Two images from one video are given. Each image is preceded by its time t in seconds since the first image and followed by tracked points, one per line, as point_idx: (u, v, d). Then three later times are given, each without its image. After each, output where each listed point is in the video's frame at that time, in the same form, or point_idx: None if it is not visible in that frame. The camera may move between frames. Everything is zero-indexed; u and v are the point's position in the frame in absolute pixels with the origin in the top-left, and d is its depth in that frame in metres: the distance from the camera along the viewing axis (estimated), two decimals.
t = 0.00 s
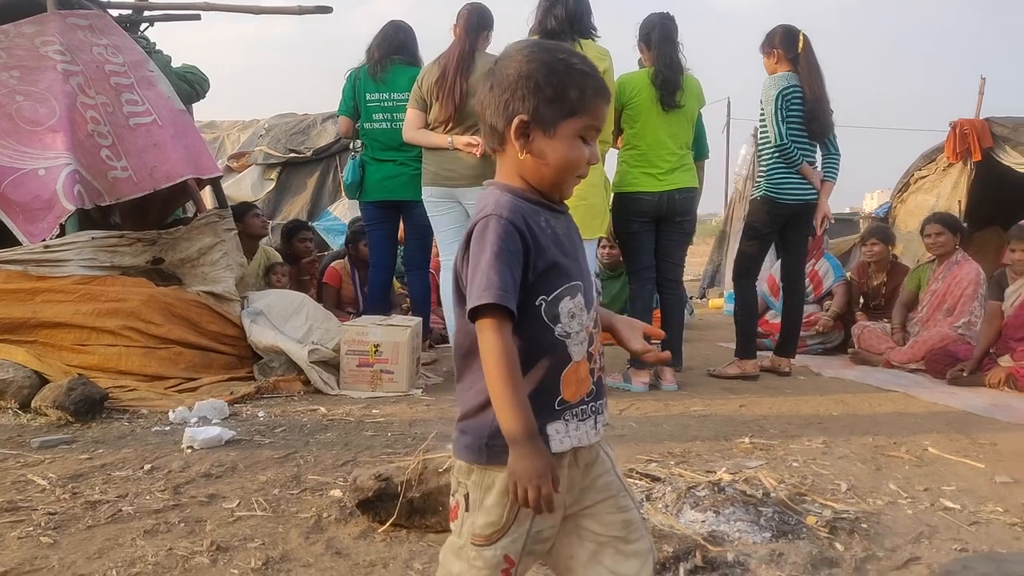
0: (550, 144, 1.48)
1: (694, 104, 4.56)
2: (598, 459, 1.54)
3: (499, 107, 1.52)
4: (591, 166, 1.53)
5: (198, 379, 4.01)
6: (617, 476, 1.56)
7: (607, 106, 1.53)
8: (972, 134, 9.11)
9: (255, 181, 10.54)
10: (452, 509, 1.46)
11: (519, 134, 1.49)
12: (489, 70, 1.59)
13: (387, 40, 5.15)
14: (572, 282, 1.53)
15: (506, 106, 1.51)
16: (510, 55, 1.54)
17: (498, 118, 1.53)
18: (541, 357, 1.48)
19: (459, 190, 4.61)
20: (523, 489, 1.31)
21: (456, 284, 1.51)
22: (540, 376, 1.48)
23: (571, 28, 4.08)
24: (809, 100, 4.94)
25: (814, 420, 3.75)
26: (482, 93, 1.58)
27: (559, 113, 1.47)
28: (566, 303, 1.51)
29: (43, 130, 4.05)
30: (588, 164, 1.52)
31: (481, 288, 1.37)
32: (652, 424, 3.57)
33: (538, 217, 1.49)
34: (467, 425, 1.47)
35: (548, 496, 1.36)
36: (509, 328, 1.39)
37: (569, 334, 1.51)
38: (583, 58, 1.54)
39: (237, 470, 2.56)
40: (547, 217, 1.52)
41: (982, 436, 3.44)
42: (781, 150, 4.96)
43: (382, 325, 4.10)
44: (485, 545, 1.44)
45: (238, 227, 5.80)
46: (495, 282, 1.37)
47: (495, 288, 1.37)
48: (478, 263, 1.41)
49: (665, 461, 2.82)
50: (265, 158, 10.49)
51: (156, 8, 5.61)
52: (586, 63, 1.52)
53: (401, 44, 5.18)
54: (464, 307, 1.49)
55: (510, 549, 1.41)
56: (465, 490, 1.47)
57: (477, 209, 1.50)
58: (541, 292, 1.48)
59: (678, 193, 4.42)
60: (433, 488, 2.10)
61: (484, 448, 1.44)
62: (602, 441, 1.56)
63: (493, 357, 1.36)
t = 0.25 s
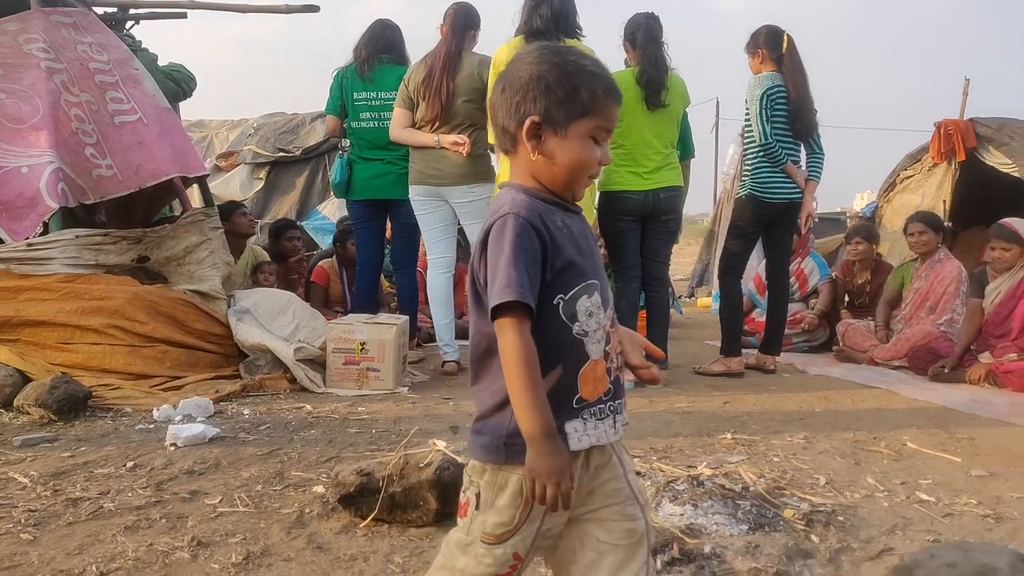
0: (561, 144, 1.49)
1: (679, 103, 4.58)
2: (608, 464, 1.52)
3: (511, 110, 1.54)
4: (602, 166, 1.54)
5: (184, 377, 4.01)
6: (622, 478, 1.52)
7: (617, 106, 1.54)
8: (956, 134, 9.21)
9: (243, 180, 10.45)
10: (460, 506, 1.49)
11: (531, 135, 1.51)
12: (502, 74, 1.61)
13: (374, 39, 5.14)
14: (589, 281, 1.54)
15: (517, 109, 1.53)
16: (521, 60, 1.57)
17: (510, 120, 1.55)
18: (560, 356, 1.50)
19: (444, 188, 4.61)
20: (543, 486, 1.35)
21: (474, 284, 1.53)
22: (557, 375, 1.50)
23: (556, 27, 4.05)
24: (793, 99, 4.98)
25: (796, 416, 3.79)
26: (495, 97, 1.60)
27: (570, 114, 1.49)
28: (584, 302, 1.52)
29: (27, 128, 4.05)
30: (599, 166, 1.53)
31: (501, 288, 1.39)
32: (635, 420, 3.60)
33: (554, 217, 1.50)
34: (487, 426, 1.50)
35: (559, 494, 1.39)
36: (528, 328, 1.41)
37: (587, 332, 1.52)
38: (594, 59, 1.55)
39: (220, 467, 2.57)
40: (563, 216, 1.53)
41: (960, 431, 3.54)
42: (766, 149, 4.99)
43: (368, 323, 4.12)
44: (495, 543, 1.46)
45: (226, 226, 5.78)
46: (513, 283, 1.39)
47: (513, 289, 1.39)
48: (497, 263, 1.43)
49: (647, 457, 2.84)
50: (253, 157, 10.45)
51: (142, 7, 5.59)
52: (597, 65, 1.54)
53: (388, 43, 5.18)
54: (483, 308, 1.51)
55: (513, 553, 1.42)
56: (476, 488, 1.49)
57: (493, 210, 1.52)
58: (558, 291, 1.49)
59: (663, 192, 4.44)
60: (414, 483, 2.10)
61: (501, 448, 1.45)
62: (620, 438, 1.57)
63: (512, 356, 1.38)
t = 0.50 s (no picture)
0: (572, 132, 1.55)
1: (661, 103, 4.60)
2: (616, 455, 1.59)
3: (522, 99, 1.60)
4: (611, 155, 1.60)
5: (165, 377, 4.01)
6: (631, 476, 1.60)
7: (626, 97, 1.59)
8: (937, 135, 9.32)
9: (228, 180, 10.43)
10: (486, 504, 1.55)
11: (542, 123, 1.57)
12: (513, 64, 1.67)
13: (357, 39, 5.10)
14: (601, 267, 1.60)
15: (529, 98, 1.59)
16: (534, 50, 1.62)
17: (521, 109, 1.60)
18: (575, 339, 1.56)
19: (428, 187, 4.62)
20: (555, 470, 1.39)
21: (488, 270, 1.59)
22: (573, 359, 1.56)
23: (539, 26, 4.01)
24: (774, 99, 5.00)
25: (775, 413, 3.83)
26: (507, 87, 1.66)
27: (582, 103, 1.55)
28: (598, 287, 1.58)
29: (6, 126, 4.03)
30: (608, 154, 1.58)
31: (518, 271, 1.45)
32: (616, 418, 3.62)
33: (568, 203, 1.56)
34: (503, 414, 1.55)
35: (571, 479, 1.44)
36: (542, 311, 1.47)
37: (602, 317, 1.58)
38: (604, 52, 1.62)
39: (199, 465, 2.57)
40: (575, 203, 1.59)
41: (935, 427, 3.60)
42: (747, 149, 5.03)
43: (351, 323, 4.13)
44: (524, 537, 1.52)
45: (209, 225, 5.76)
46: (532, 266, 1.45)
47: (532, 271, 1.45)
48: (514, 248, 1.49)
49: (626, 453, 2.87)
50: (238, 156, 10.40)
51: (124, 5, 5.57)
52: (607, 56, 1.60)
53: (371, 42, 5.13)
54: (498, 294, 1.57)
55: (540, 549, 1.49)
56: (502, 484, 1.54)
57: (506, 196, 1.58)
58: (573, 276, 1.55)
59: (644, 192, 4.46)
60: (391, 479, 2.11)
61: (523, 436, 1.51)
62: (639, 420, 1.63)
63: (526, 340, 1.43)
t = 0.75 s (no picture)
0: (578, 122, 1.57)
1: (641, 104, 4.62)
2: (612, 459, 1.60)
3: (527, 88, 1.61)
4: (616, 143, 1.62)
5: (144, 376, 4.00)
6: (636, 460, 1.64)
7: (630, 85, 1.61)
8: (917, 136, 9.43)
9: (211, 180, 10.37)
10: (526, 508, 1.57)
11: (548, 113, 1.59)
12: (517, 54, 1.68)
13: (339, 38, 5.07)
14: (607, 257, 1.64)
15: (535, 88, 1.60)
16: (538, 39, 1.63)
17: (526, 99, 1.62)
18: (581, 327, 1.59)
19: (409, 187, 4.63)
20: (564, 454, 1.44)
21: (495, 259, 1.64)
22: (582, 348, 1.59)
23: (518, 27, 3.98)
24: (754, 100, 5.05)
25: (753, 410, 3.87)
26: (511, 77, 1.67)
27: (587, 93, 1.56)
28: (604, 277, 1.62)
29: None
30: (614, 143, 1.61)
31: (523, 256, 1.50)
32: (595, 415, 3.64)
33: (574, 192, 1.60)
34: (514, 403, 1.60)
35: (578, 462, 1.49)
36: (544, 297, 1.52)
37: (608, 307, 1.62)
38: (607, 40, 1.63)
39: (176, 464, 2.57)
40: (581, 193, 1.63)
41: (910, 424, 3.65)
42: (727, 149, 5.07)
43: (331, 322, 4.13)
44: (571, 532, 1.54)
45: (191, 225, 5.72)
46: (536, 252, 1.49)
47: (535, 257, 1.49)
48: (520, 235, 1.53)
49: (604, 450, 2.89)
50: (221, 156, 10.35)
51: (104, 3, 5.53)
52: (610, 45, 1.61)
53: (352, 42, 5.10)
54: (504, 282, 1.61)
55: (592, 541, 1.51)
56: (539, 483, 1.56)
57: (513, 185, 1.62)
58: (579, 266, 1.59)
59: (625, 191, 4.47)
60: (367, 476, 2.12)
61: (535, 426, 1.56)
62: (642, 413, 1.67)
63: (527, 326, 1.48)
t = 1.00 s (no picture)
0: (580, 119, 1.58)
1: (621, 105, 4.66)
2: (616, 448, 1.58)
3: (529, 85, 1.62)
4: (618, 139, 1.62)
5: (124, 377, 3.99)
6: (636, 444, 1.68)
7: (630, 82, 1.62)
8: (898, 136, 9.53)
9: (194, 180, 10.20)
10: (566, 502, 1.55)
11: (550, 110, 1.59)
12: (519, 52, 1.68)
13: (321, 39, 5.05)
14: (608, 254, 1.64)
15: (537, 85, 1.61)
16: (539, 37, 1.64)
17: (528, 97, 1.62)
18: (582, 323, 1.60)
19: (390, 187, 4.64)
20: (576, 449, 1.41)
21: (496, 255, 1.62)
22: (582, 345, 1.61)
23: (498, 28, 4.02)
24: (733, 100, 5.06)
25: (732, 408, 3.90)
26: (513, 74, 1.68)
27: (588, 89, 1.57)
28: (604, 274, 1.63)
29: None
30: (614, 140, 1.61)
31: (528, 251, 1.48)
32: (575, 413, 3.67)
33: (577, 189, 1.60)
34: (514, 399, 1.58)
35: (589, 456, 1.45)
36: (545, 292, 1.51)
37: (608, 304, 1.63)
38: (607, 37, 1.64)
39: (153, 463, 2.57)
40: (583, 190, 1.62)
41: (885, 420, 3.70)
42: (706, 149, 5.10)
43: (312, 321, 4.13)
44: (619, 511, 1.52)
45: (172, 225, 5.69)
46: (541, 248, 1.48)
47: (540, 253, 1.48)
48: (524, 230, 1.52)
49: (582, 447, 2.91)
50: (204, 156, 10.22)
51: (84, 2, 5.51)
52: (611, 42, 1.61)
53: (334, 42, 5.08)
54: (505, 277, 1.60)
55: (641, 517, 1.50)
56: (575, 474, 1.55)
57: (516, 180, 1.60)
58: (581, 262, 1.59)
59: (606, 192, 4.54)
60: (343, 473, 2.14)
61: (538, 422, 1.55)
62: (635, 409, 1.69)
63: (530, 320, 1.46)
